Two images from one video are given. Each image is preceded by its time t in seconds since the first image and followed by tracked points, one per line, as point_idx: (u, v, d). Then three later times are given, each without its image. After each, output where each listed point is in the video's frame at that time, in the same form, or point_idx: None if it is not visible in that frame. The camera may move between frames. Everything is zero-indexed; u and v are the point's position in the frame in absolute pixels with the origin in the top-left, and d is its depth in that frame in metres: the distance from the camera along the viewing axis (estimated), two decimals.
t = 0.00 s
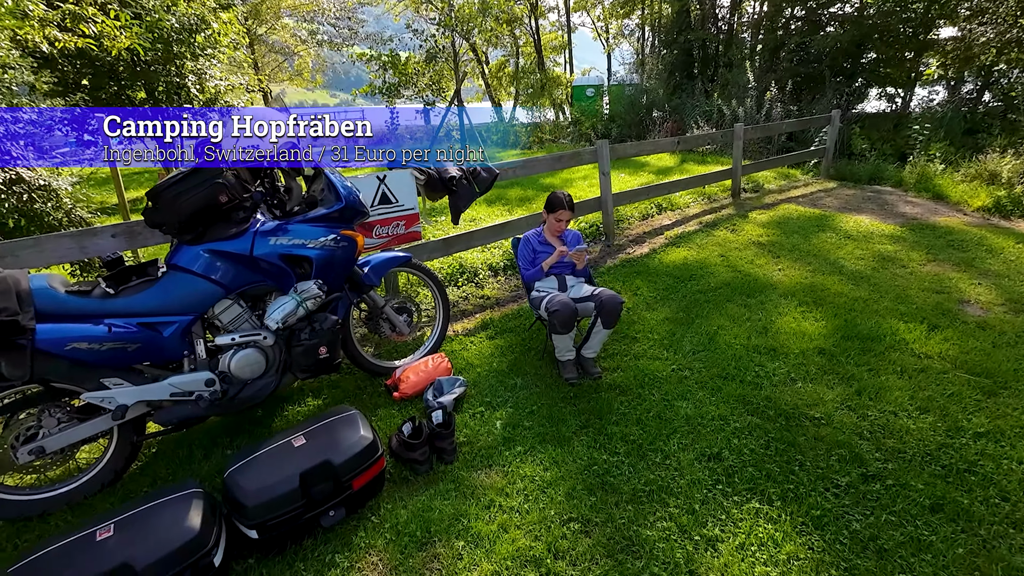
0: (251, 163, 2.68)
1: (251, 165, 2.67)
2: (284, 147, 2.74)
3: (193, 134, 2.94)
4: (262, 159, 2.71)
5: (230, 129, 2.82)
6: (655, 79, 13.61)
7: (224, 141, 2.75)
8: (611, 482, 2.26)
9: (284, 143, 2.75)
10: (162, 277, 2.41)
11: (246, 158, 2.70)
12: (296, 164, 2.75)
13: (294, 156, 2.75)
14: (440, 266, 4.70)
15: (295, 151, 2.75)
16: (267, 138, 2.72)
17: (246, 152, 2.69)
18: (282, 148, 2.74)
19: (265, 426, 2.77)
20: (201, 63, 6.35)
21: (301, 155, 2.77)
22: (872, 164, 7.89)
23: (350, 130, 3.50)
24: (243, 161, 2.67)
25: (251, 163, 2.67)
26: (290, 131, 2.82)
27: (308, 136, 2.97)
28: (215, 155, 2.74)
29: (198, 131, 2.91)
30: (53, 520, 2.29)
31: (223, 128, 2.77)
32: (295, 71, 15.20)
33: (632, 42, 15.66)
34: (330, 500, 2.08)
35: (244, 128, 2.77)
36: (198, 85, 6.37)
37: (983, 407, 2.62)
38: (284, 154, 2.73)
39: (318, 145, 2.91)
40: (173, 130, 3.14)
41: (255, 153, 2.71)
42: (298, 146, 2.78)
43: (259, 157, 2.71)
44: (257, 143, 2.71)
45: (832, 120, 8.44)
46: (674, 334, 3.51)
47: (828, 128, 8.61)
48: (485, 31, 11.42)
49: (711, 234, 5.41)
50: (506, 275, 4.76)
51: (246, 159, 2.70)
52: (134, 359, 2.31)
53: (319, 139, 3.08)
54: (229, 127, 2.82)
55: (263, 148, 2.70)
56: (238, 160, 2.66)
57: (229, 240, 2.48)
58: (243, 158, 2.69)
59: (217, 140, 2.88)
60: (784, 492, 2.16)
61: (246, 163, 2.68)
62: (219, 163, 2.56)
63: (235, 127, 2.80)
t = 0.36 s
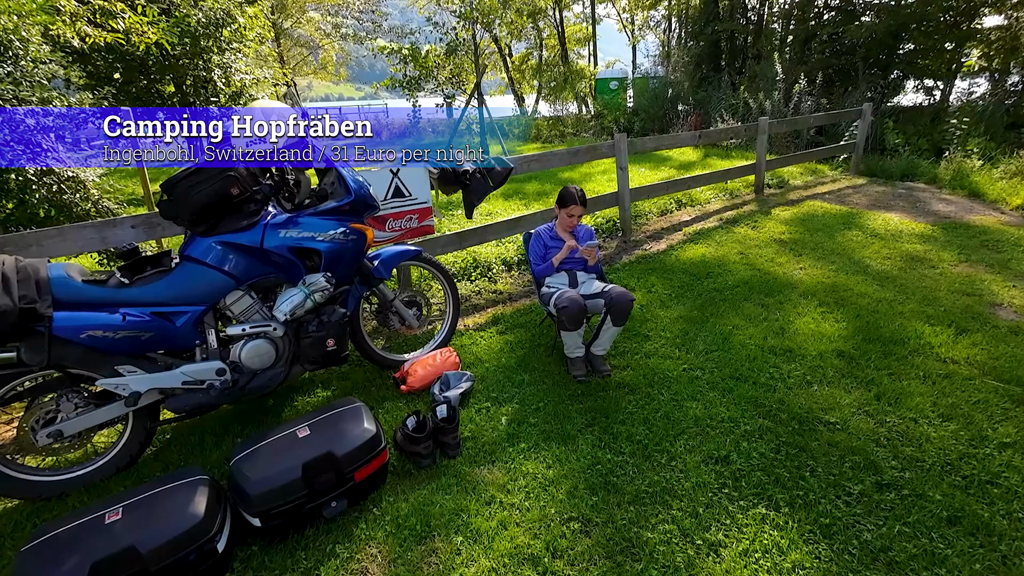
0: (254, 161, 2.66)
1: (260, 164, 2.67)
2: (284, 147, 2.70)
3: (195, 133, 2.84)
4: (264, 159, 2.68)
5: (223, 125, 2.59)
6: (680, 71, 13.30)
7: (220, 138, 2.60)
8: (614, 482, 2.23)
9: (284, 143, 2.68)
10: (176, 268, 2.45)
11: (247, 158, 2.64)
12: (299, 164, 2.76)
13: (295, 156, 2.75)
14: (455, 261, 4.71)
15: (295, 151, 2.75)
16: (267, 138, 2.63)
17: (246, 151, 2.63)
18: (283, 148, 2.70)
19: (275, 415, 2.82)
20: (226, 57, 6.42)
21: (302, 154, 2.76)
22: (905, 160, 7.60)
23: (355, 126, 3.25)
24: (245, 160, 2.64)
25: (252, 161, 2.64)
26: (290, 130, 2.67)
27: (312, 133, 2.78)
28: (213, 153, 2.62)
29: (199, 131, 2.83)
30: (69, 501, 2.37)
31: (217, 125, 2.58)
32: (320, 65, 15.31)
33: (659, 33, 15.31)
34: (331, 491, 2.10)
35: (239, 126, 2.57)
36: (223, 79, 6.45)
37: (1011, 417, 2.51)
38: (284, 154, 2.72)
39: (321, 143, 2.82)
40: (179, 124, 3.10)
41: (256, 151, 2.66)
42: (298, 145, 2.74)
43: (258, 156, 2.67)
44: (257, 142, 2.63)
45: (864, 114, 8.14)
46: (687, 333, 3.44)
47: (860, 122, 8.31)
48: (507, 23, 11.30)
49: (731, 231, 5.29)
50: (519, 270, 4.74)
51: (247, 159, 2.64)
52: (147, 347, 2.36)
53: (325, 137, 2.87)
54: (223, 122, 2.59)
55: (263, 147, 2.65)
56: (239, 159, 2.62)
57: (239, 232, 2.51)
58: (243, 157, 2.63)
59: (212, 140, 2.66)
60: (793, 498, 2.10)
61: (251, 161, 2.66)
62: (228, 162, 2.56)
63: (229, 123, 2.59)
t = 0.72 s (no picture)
0: (255, 162, 2.56)
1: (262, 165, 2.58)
2: (285, 147, 2.65)
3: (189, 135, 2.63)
4: (264, 160, 2.61)
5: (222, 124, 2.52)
6: (708, 58, 12.87)
7: (221, 137, 2.50)
8: (612, 486, 2.15)
9: (285, 143, 2.65)
10: (174, 256, 2.43)
11: (247, 157, 2.54)
12: (297, 164, 2.70)
13: (295, 156, 2.69)
14: (465, 252, 4.63)
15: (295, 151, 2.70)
16: (267, 138, 2.59)
17: (246, 151, 2.54)
18: (283, 148, 2.65)
19: (275, 405, 2.80)
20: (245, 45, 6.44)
21: (302, 155, 2.71)
22: (944, 151, 7.21)
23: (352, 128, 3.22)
24: (244, 160, 2.53)
25: (251, 162, 2.54)
26: (291, 129, 2.64)
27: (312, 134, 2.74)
28: (212, 154, 2.50)
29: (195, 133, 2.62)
30: (70, 486, 2.38)
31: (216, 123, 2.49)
32: (343, 53, 15.29)
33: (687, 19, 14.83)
34: (321, 487, 2.06)
35: (240, 125, 2.53)
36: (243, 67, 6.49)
37: None
38: (285, 154, 2.66)
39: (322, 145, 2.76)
40: (160, 121, 2.83)
41: (255, 152, 2.58)
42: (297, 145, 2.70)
43: (258, 157, 2.58)
44: (257, 142, 2.58)
45: (901, 103, 7.74)
46: (700, 331, 3.31)
47: (897, 111, 7.90)
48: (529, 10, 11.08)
49: (753, 224, 5.08)
50: (531, 262, 4.64)
51: (247, 158, 2.54)
52: (144, 335, 2.35)
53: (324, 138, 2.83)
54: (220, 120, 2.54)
55: (264, 147, 2.59)
56: (238, 159, 2.51)
57: (237, 220, 2.47)
58: (243, 157, 2.53)
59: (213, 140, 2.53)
60: (802, 511, 1.98)
61: (252, 162, 2.56)
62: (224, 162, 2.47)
63: (229, 124, 2.56)
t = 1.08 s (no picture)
0: (253, 162, 2.50)
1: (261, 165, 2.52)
2: (284, 147, 2.55)
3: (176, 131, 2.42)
4: (262, 159, 2.53)
5: (220, 122, 2.37)
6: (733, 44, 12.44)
7: (221, 137, 2.38)
8: (603, 495, 2.05)
9: (284, 143, 2.53)
10: (162, 247, 2.39)
11: (247, 157, 2.46)
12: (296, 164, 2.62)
13: (294, 155, 2.60)
14: (471, 243, 4.55)
15: (294, 150, 2.60)
16: (267, 139, 2.47)
17: (246, 152, 2.45)
18: (283, 148, 2.55)
19: (268, 398, 2.76)
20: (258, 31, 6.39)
21: (302, 154, 2.62)
22: (981, 142, 6.84)
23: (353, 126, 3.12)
24: (244, 160, 2.46)
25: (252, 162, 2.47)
26: (291, 130, 2.51)
27: (312, 134, 2.59)
28: (212, 153, 2.42)
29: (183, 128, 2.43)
30: (61, 476, 2.39)
31: (216, 123, 2.35)
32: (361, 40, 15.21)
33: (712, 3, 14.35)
34: (303, 486, 2.01)
35: (239, 125, 2.39)
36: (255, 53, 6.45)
37: None
38: (284, 154, 2.57)
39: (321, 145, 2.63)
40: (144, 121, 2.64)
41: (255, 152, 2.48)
42: (296, 143, 2.60)
43: (258, 157, 2.50)
44: (257, 142, 2.45)
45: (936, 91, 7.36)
46: (708, 330, 3.17)
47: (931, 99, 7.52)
48: None
49: (772, 218, 4.88)
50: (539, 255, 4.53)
51: (247, 159, 2.47)
52: (132, 327, 2.32)
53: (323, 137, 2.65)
54: (219, 120, 2.38)
55: (263, 147, 2.48)
56: (238, 159, 2.44)
57: (225, 211, 2.42)
58: (244, 157, 2.45)
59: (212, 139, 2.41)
60: (803, 528, 1.87)
61: (251, 162, 2.49)
62: (221, 164, 2.39)
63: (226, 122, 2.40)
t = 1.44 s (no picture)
0: (254, 162, 2.46)
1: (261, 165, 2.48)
2: (285, 147, 2.53)
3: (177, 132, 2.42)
4: (262, 159, 2.49)
5: (220, 122, 2.37)
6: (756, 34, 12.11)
7: (221, 137, 2.36)
8: (603, 502, 2.02)
9: (284, 143, 2.52)
10: (168, 244, 2.40)
11: (247, 157, 2.42)
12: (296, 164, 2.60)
13: (294, 156, 2.59)
14: (480, 239, 4.52)
15: (295, 150, 2.58)
16: (267, 139, 2.46)
17: (246, 152, 2.41)
18: (283, 148, 2.54)
19: (272, 394, 2.78)
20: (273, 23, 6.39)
21: (302, 154, 2.61)
22: (1014, 138, 6.57)
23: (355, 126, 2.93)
24: (244, 160, 2.41)
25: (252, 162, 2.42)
26: (291, 130, 2.51)
27: (311, 134, 2.58)
28: (212, 153, 2.38)
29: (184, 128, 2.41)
30: (71, 467, 2.43)
31: (215, 123, 2.35)
32: (377, 31, 15.18)
33: None
34: (301, 486, 2.02)
35: (239, 125, 2.40)
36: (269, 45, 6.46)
37: None
38: (284, 154, 2.55)
39: (320, 146, 2.61)
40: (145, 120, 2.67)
41: (255, 152, 2.45)
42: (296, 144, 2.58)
43: (258, 157, 2.47)
44: (256, 142, 2.44)
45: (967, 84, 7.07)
46: (718, 332, 3.11)
47: (962, 93, 7.23)
48: None
49: (789, 215, 4.75)
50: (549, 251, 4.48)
51: (247, 159, 2.42)
52: (139, 323, 2.34)
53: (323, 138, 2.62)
54: (219, 120, 2.38)
55: (263, 147, 2.47)
56: (238, 159, 2.39)
57: (229, 209, 2.42)
58: (244, 157, 2.41)
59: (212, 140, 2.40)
60: (808, 544, 1.82)
61: (251, 162, 2.45)
62: (223, 163, 2.36)
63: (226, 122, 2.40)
